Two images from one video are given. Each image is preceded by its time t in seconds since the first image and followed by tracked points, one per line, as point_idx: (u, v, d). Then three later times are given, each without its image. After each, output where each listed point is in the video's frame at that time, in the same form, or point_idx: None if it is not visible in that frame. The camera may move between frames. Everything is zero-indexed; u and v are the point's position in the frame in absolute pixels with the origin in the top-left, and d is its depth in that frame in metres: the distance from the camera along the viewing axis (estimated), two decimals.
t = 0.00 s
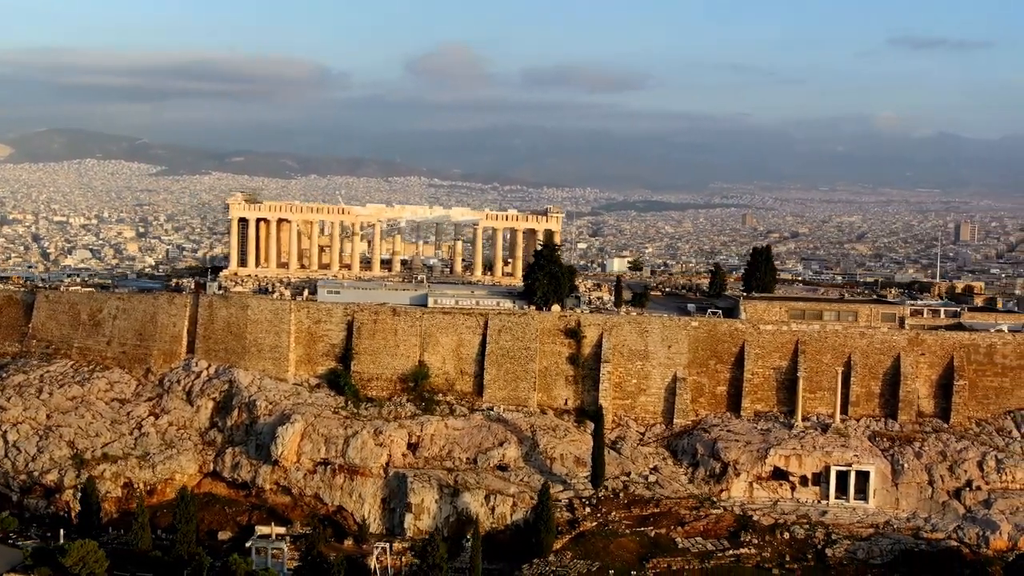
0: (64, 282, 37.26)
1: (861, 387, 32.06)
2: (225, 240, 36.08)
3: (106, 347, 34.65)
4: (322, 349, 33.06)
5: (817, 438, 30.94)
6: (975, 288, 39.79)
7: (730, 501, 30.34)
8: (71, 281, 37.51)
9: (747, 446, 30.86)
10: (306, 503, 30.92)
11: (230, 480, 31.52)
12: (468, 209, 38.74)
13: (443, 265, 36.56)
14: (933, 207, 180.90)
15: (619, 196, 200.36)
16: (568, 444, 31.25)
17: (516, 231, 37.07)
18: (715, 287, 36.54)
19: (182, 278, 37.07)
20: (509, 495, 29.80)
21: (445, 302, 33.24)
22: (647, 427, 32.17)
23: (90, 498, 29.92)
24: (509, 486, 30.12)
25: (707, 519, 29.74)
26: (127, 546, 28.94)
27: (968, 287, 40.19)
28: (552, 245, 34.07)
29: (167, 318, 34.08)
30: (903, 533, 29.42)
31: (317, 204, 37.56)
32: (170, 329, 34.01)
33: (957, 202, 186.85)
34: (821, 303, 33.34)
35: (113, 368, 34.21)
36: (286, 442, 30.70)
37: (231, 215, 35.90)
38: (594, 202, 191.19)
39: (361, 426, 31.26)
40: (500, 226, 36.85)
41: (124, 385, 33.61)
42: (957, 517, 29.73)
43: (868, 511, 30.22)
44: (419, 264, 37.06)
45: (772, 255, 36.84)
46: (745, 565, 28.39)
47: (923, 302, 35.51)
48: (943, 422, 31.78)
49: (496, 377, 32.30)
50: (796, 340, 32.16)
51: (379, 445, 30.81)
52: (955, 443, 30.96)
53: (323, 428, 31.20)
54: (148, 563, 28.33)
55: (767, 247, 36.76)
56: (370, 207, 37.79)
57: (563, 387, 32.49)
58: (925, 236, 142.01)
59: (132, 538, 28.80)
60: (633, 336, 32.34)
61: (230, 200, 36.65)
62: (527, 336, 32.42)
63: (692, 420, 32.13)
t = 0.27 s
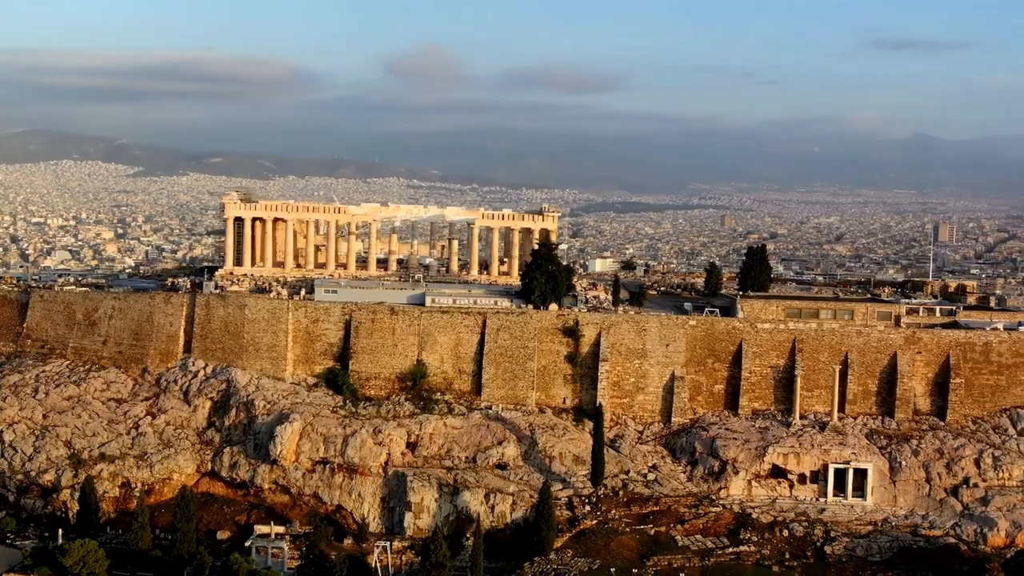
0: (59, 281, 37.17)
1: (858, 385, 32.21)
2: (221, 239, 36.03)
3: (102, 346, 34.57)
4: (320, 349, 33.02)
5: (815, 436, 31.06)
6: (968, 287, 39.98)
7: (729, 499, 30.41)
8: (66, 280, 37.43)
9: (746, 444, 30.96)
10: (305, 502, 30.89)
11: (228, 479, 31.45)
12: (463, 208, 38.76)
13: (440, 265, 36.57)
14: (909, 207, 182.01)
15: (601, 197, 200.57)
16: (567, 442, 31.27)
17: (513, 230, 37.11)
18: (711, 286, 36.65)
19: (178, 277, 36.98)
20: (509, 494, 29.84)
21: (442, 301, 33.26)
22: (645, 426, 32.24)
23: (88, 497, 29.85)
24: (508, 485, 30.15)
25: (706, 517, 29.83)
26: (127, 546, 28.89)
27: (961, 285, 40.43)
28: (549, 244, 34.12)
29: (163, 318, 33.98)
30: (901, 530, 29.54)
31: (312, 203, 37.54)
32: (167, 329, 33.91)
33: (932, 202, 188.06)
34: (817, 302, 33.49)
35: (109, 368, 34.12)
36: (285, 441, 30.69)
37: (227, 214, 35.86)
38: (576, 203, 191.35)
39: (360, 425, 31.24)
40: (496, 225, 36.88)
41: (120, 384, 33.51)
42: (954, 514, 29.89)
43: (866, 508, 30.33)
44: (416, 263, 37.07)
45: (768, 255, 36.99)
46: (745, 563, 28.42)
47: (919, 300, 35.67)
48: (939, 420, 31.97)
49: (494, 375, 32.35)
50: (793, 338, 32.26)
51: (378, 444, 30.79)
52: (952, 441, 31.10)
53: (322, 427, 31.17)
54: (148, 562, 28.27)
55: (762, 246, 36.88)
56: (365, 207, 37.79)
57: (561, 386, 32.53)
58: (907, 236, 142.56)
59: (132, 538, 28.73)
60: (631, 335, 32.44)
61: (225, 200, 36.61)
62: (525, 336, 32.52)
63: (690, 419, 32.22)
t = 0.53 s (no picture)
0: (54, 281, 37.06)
1: (856, 383, 32.37)
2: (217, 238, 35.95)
3: (99, 346, 34.47)
4: (319, 348, 33.02)
5: (814, 434, 31.18)
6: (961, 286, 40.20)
7: (729, 497, 30.50)
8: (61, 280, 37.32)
9: (745, 442, 31.06)
10: (305, 501, 30.85)
11: (227, 479, 31.37)
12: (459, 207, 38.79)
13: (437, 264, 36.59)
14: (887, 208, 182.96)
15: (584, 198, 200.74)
16: (567, 441, 31.35)
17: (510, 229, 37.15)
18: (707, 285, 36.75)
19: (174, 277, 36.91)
20: (509, 492, 29.82)
21: (441, 300, 33.29)
22: (644, 424, 32.31)
23: (88, 497, 29.77)
24: (509, 483, 30.17)
25: (706, 515, 29.90)
26: (128, 545, 28.83)
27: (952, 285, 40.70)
28: (548, 243, 34.16)
29: (161, 317, 33.91)
30: (901, 527, 29.65)
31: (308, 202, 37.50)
32: (165, 328, 33.84)
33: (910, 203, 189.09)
34: (814, 301, 33.64)
35: (107, 367, 34.03)
36: (285, 440, 30.63)
37: (223, 213, 35.74)
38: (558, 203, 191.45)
39: (360, 424, 31.22)
40: (493, 224, 36.92)
41: (118, 384, 33.42)
42: (953, 511, 30.05)
43: (865, 505, 30.45)
44: (412, 263, 37.08)
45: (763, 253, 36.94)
46: (746, 560, 28.50)
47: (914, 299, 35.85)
48: (937, 417, 32.14)
49: (493, 374, 32.40)
50: (791, 337, 32.37)
51: (379, 443, 30.78)
52: (950, 439, 31.30)
53: (322, 427, 31.14)
54: (149, 562, 28.20)
55: (758, 245, 36.92)
56: (361, 205, 37.76)
57: (560, 385, 32.58)
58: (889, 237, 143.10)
59: (133, 537, 28.66)
60: (630, 333, 32.50)
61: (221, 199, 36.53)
62: (524, 334, 32.50)
63: (689, 417, 32.32)
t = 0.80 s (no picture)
0: (50, 280, 36.96)
1: (854, 381, 32.50)
2: (214, 237, 35.88)
3: (97, 346, 34.39)
4: (318, 347, 33.01)
5: (813, 432, 31.31)
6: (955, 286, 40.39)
7: (729, 495, 30.56)
8: (57, 279, 37.25)
9: (745, 440, 31.15)
10: (305, 500, 30.82)
11: (227, 478, 31.30)
12: (456, 207, 38.82)
13: (434, 263, 36.61)
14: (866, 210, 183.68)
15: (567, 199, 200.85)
16: (567, 439, 31.42)
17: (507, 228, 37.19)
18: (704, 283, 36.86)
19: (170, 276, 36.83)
20: (510, 491, 29.85)
21: (440, 299, 33.32)
22: (643, 423, 32.36)
23: (88, 496, 29.69)
24: (510, 482, 30.19)
25: (707, 513, 29.97)
26: (129, 545, 28.77)
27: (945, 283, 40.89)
28: (546, 242, 34.21)
29: (159, 316, 33.84)
30: (900, 524, 29.77)
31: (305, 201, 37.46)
32: (163, 327, 33.77)
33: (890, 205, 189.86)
34: (812, 299, 33.74)
35: (104, 367, 33.94)
36: (285, 440, 30.60)
37: (221, 212, 35.64)
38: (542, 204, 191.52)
39: (360, 423, 31.22)
40: (491, 223, 36.95)
41: (116, 383, 33.35)
42: (952, 508, 30.19)
43: (864, 503, 30.57)
44: (410, 262, 37.10)
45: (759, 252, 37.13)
46: (747, 558, 28.59)
47: (910, 297, 36.02)
48: (935, 415, 32.31)
49: (493, 373, 32.44)
50: (789, 335, 32.52)
51: (379, 442, 30.78)
52: (948, 436, 31.47)
53: (322, 425, 31.11)
54: (151, 561, 28.13)
55: (754, 245, 37.00)
56: (358, 204, 37.74)
57: (560, 383, 32.65)
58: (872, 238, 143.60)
59: (134, 537, 28.61)
60: (629, 332, 32.57)
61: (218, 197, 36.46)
62: (523, 333, 32.55)
63: (688, 415, 32.41)
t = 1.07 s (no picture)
0: (47, 280, 36.86)
1: (853, 379, 32.62)
2: (212, 236, 35.82)
3: (95, 345, 34.31)
4: (318, 345, 32.97)
5: (814, 430, 31.42)
6: (950, 284, 40.59)
7: (730, 493, 30.65)
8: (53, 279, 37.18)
9: (745, 438, 31.25)
10: (306, 499, 30.81)
11: (227, 477, 31.22)
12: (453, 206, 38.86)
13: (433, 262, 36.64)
14: (846, 210, 184.26)
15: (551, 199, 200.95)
16: (568, 438, 31.50)
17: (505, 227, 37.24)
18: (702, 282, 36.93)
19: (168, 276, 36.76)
20: (512, 489, 29.89)
21: (440, 298, 33.34)
22: (644, 421, 32.40)
23: (90, 496, 29.62)
24: (512, 480, 30.22)
25: (709, 511, 30.03)
26: (132, 545, 28.72)
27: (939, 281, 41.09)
28: (546, 241, 34.26)
29: (158, 315, 33.77)
30: (901, 522, 29.90)
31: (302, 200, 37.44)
32: (162, 326, 33.70)
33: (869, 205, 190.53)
34: (811, 297, 33.85)
35: (103, 366, 33.87)
36: (286, 439, 30.57)
37: (219, 211, 35.58)
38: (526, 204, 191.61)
39: (362, 421, 31.21)
40: (489, 222, 36.98)
41: (115, 383, 33.28)
42: (952, 506, 30.34)
43: (865, 500, 30.68)
44: (408, 261, 37.11)
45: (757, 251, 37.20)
46: (750, 555, 28.68)
47: (907, 296, 36.19)
48: (934, 413, 32.47)
49: (493, 372, 32.51)
50: (789, 334, 32.63)
51: (381, 441, 30.78)
52: (947, 434, 31.64)
53: (323, 424, 31.07)
54: (154, 561, 28.09)
55: (751, 244, 37.09)
56: (355, 203, 37.73)
57: (560, 382, 32.72)
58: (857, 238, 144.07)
59: (137, 536, 28.56)
60: (629, 330, 32.63)
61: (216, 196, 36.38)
62: (524, 332, 32.61)
63: (688, 414, 32.52)
